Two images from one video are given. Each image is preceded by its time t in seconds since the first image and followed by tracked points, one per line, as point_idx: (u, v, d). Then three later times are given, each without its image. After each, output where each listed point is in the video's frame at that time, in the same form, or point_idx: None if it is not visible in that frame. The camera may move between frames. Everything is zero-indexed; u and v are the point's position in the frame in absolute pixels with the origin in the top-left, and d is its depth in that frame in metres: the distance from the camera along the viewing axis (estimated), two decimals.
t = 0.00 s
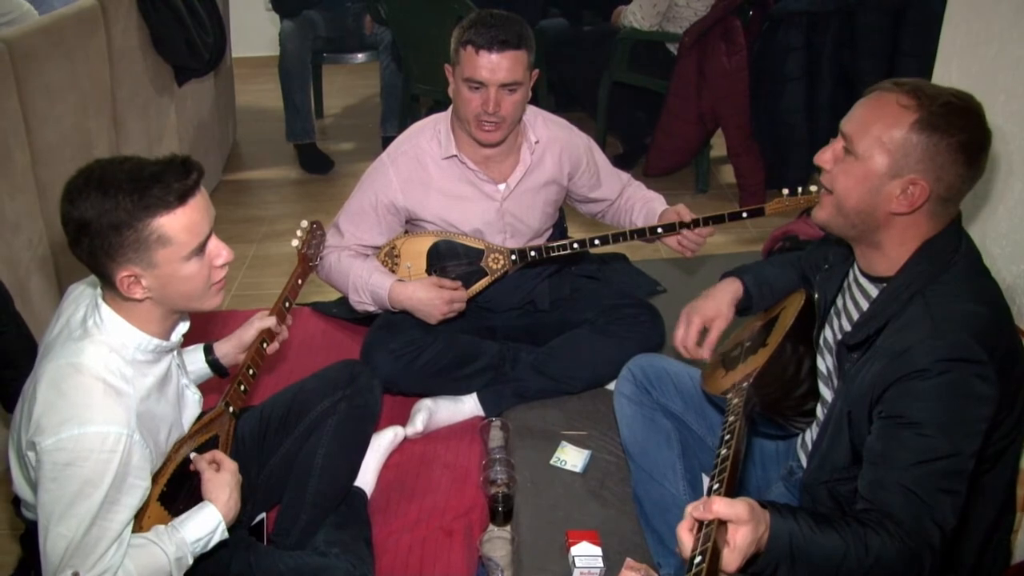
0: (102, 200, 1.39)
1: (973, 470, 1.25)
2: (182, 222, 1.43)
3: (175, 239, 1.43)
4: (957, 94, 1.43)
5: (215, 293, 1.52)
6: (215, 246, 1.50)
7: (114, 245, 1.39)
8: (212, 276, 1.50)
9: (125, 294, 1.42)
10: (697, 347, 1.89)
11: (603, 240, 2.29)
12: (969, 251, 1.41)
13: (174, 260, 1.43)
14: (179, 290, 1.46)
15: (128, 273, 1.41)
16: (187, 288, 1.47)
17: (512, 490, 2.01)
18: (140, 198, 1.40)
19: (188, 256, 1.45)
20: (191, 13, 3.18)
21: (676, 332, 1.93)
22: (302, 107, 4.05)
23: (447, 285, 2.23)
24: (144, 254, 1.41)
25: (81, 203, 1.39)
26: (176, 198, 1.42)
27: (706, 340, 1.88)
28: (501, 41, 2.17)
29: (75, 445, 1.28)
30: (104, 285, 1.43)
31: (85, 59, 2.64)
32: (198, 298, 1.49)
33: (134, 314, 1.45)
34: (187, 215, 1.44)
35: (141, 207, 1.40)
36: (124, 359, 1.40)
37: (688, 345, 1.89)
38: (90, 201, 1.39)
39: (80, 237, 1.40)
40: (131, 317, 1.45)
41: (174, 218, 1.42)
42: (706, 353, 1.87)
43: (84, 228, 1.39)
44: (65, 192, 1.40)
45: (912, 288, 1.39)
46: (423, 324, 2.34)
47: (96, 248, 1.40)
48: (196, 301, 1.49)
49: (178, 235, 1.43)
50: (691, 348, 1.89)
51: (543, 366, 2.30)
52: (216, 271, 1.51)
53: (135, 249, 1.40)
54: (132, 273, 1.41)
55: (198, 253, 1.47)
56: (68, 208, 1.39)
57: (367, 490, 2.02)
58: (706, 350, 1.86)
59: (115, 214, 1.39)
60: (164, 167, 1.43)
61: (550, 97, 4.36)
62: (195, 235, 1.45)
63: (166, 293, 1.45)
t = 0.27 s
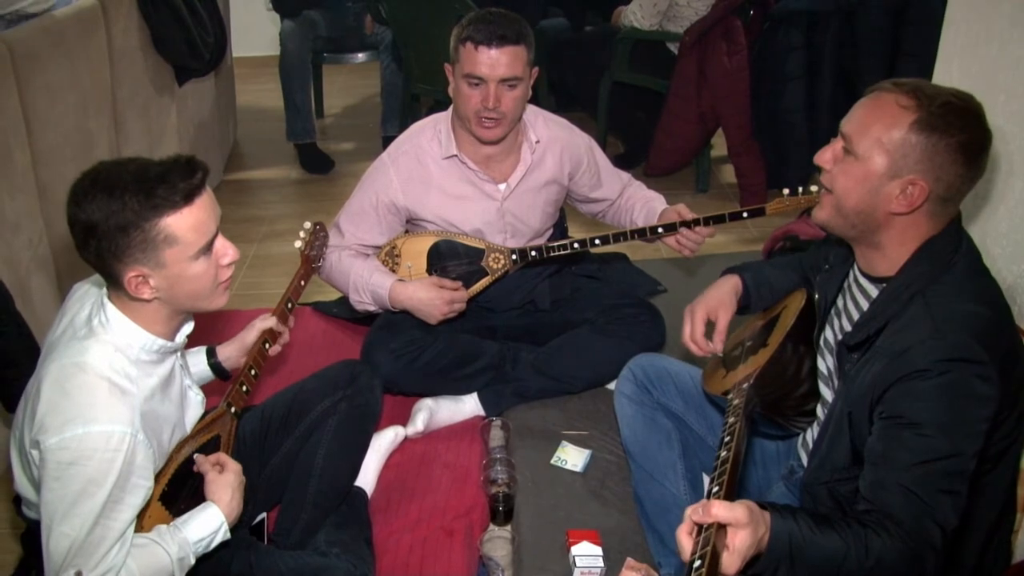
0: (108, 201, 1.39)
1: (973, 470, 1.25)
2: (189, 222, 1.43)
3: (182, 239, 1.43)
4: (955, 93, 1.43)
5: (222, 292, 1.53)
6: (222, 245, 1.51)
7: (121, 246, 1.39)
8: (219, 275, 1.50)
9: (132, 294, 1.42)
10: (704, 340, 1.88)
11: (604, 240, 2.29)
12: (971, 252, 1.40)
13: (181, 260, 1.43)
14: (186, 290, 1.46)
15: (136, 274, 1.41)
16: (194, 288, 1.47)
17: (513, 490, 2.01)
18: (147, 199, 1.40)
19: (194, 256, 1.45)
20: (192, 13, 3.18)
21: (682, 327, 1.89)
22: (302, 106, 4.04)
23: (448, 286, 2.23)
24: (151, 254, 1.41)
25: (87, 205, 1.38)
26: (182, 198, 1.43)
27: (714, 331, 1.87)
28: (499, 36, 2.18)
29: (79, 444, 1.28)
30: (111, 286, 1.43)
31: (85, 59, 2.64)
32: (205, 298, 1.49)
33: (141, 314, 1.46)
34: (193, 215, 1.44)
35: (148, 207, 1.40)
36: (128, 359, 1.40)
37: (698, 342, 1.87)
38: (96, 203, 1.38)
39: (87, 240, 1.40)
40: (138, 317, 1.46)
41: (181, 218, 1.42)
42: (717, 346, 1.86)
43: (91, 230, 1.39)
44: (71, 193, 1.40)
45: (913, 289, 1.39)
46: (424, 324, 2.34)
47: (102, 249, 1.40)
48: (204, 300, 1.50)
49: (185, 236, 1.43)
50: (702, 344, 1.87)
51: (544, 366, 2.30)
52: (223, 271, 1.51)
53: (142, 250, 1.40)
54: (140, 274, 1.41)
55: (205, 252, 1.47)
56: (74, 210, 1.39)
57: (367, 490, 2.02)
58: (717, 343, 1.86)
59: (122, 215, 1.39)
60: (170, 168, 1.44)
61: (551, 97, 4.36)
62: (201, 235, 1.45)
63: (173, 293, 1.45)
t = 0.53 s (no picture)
0: (115, 201, 1.39)
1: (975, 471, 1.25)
2: (195, 223, 1.43)
3: (188, 240, 1.43)
4: (948, 91, 1.43)
5: (226, 293, 1.53)
6: (226, 247, 1.51)
7: (127, 246, 1.39)
8: (223, 276, 1.50)
9: (137, 294, 1.43)
10: (703, 342, 1.88)
11: (604, 240, 2.29)
12: (971, 252, 1.41)
13: (187, 260, 1.43)
14: (191, 291, 1.46)
15: (142, 273, 1.41)
16: (198, 289, 1.47)
17: (513, 490, 2.01)
18: (154, 199, 1.40)
19: (200, 257, 1.45)
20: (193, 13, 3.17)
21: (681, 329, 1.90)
22: (302, 106, 4.04)
23: (448, 286, 2.23)
24: (157, 255, 1.41)
25: (94, 205, 1.39)
26: (188, 198, 1.43)
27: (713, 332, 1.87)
28: (499, 32, 2.19)
29: (81, 443, 1.29)
30: (115, 286, 1.43)
31: (86, 59, 2.64)
32: (209, 299, 1.49)
33: (145, 314, 1.46)
34: (199, 216, 1.44)
35: (154, 208, 1.40)
36: (131, 359, 1.40)
37: (697, 345, 1.87)
38: (103, 203, 1.39)
39: (93, 240, 1.40)
40: (141, 318, 1.46)
41: (187, 219, 1.43)
42: (717, 347, 1.87)
43: (97, 230, 1.39)
44: (78, 193, 1.40)
45: (913, 289, 1.39)
46: (424, 324, 2.34)
47: (108, 249, 1.40)
48: (208, 301, 1.50)
49: (191, 236, 1.43)
50: (701, 346, 1.87)
51: (545, 366, 2.30)
52: (227, 271, 1.51)
53: (148, 250, 1.40)
54: (145, 274, 1.41)
55: (211, 253, 1.47)
56: (81, 209, 1.39)
57: (368, 490, 2.02)
58: (716, 345, 1.86)
59: (129, 215, 1.39)
60: (176, 168, 1.44)
61: (551, 97, 4.36)
62: (207, 236, 1.45)
63: (178, 294, 1.45)
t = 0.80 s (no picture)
0: (115, 202, 1.39)
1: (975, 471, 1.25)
2: (196, 224, 1.43)
3: (189, 241, 1.43)
4: (937, 91, 1.44)
5: (226, 294, 1.53)
6: (226, 248, 1.51)
7: (128, 247, 1.39)
8: (223, 278, 1.50)
9: (137, 295, 1.43)
10: (703, 343, 1.88)
11: (604, 239, 2.29)
12: (971, 251, 1.40)
13: (188, 262, 1.43)
14: (191, 292, 1.46)
15: (142, 274, 1.41)
16: (198, 290, 1.47)
17: (513, 489, 2.01)
18: (155, 200, 1.40)
19: (201, 258, 1.45)
20: (193, 12, 3.17)
21: (681, 330, 1.89)
22: (303, 105, 4.04)
23: (448, 285, 2.23)
24: (157, 256, 1.41)
25: (96, 206, 1.39)
26: (190, 199, 1.43)
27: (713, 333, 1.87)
28: (498, 28, 2.20)
29: (82, 443, 1.29)
30: (115, 285, 1.43)
31: (86, 58, 2.64)
32: (209, 300, 1.49)
33: (145, 315, 1.46)
34: (200, 217, 1.44)
35: (156, 208, 1.40)
36: (131, 359, 1.40)
37: (697, 345, 1.86)
38: (104, 203, 1.39)
39: (94, 239, 1.40)
40: (142, 318, 1.46)
41: (189, 220, 1.42)
42: (717, 347, 1.86)
43: (97, 230, 1.39)
44: (79, 193, 1.40)
45: (913, 289, 1.39)
46: (424, 323, 2.34)
47: (108, 249, 1.40)
48: (207, 301, 1.49)
49: (192, 237, 1.43)
50: (702, 346, 1.86)
51: (545, 365, 2.30)
52: (228, 272, 1.51)
53: (148, 250, 1.40)
54: (145, 275, 1.41)
55: (211, 254, 1.47)
56: (82, 209, 1.39)
57: (367, 489, 2.02)
58: (716, 344, 1.85)
59: (130, 216, 1.39)
60: (178, 169, 1.44)
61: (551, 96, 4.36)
62: (208, 237, 1.45)
63: (178, 295, 1.45)
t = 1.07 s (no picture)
0: (115, 201, 1.38)
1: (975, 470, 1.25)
2: (196, 222, 1.43)
3: (189, 239, 1.43)
4: (931, 89, 1.44)
5: (226, 293, 1.53)
6: (226, 247, 1.51)
7: (127, 245, 1.39)
8: (223, 277, 1.50)
9: (137, 293, 1.42)
10: (703, 342, 1.88)
11: (604, 238, 2.29)
12: (971, 250, 1.40)
13: (187, 261, 1.43)
14: (191, 290, 1.46)
15: (141, 273, 1.41)
16: (197, 289, 1.47)
17: (513, 488, 2.01)
18: (155, 199, 1.39)
19: (201, 257, 1.45)
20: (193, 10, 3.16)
21: (682, 329, 1.89)
22: (303, 104, 4.04)
23: (448, 284, 2.23)
24: (157, 254, 1.40)
25: (96, 204, 1.38)
26: (190, 198, 1.42)
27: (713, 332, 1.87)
28: (497, 25, 2.20)
29: (82, 440, 1.29)
30: (115, 284, 1.43)
31: (86, 57, 2.64)
32: (209, 298, 1.49)
33: (145, 313, 1.46)
34: (200, 216, 1.44)
35: (155, 207, 1.39)
36: (131, 357, 1.40)
37: (698, 344, 1.87)
38: (103, 202, 1.38)
39: (94, 238, 1.40)
40: (142, 316, 1.46)
41: (189, 219, 1.42)
42: (717, 346, 1.86)
43: (97, 228, 1.39)
44: (79, 192, 1.40)
45: (913, 287, 1.39)
46: (424, 322, 2.34)
47: (108, 248, 1.39)
48: (208, 300, 1.50)
49: (192, 236, 1.43)
50: (702, 346, 1.87)
51: (544, 364, 2.30)
52: (228, 271, 1.51)
53: (148, 249, 1.40)
54: (145, 274, 1.41)
55: (211, 253, 1.47)
56: (81, 208, 1.39)
57: (367, 488, 2.02)
58: (717, 343, 1.86)
59: (130, 214, 1.38)
60: (177, 168, 1.43)
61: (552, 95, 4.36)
62: (208, 235, 1.45)
63: (177, 294, 1.45)
